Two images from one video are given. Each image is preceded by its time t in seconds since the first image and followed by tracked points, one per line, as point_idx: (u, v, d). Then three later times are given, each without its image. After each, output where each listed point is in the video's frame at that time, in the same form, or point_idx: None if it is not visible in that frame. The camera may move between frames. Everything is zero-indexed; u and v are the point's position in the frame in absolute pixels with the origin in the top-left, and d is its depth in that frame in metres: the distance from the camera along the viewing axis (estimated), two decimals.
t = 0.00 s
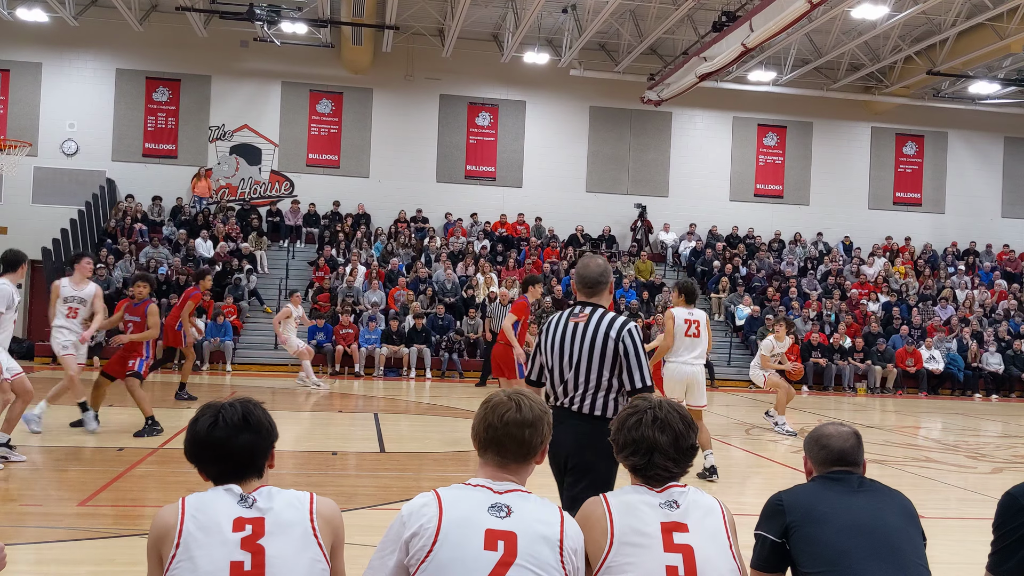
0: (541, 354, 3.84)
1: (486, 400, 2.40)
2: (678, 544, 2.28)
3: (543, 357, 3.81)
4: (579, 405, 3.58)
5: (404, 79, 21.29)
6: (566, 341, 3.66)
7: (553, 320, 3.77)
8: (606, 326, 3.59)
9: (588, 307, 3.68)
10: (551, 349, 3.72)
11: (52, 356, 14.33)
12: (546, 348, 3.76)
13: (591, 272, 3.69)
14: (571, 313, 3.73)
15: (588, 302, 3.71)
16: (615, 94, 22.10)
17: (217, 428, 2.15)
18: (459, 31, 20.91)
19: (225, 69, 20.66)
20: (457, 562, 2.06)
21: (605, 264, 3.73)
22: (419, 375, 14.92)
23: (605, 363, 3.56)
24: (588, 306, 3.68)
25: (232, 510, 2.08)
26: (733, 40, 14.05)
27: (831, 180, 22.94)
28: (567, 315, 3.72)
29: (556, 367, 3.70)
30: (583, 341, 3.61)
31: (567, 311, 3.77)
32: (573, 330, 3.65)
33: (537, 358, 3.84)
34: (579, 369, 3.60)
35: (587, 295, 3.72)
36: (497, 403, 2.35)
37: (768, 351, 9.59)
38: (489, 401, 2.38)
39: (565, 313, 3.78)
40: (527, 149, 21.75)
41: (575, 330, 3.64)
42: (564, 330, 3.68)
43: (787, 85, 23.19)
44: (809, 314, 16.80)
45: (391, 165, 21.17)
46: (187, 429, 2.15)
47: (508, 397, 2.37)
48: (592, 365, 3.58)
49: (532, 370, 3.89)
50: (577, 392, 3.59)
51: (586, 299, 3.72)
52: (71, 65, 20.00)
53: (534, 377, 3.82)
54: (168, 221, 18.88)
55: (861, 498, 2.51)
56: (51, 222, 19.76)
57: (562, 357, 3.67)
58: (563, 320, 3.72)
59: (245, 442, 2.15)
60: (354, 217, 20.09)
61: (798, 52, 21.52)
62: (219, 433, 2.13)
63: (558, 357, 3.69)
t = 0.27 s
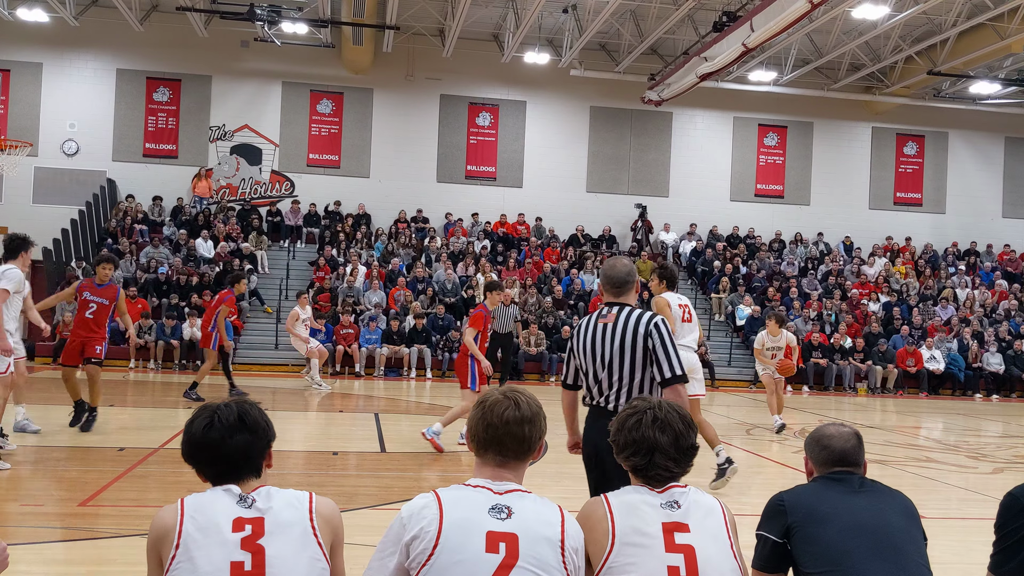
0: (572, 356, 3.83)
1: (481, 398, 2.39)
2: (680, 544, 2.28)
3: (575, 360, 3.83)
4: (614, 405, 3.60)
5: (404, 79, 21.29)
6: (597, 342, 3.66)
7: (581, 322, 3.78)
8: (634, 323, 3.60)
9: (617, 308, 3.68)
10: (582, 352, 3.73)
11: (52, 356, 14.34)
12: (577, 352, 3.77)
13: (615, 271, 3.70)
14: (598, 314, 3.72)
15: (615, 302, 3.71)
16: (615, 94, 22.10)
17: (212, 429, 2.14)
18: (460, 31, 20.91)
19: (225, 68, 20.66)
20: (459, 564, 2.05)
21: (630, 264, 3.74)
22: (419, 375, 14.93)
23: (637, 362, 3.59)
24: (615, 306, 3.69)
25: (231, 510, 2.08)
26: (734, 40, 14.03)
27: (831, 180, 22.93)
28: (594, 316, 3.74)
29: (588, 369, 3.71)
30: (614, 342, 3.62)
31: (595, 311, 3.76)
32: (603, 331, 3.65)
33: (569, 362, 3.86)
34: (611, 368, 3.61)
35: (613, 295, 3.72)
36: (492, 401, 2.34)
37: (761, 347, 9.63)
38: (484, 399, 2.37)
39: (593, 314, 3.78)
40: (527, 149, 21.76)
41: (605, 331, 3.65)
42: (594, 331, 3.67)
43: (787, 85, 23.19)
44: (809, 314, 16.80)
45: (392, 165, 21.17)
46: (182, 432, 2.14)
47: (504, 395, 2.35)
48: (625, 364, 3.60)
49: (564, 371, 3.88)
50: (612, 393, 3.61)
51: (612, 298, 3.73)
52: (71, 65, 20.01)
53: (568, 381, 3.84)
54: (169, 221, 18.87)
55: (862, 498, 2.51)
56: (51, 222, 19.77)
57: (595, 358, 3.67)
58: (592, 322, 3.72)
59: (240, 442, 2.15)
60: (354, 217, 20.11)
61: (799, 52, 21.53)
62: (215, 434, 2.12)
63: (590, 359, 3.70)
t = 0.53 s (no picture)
0: (603, 354, 3.85)
1: (479, 398, 2.38)
2: (686, 544, 2.27)
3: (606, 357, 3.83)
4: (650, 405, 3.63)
5: (408, 79, 21.30)
6: (630, 342, 3.67)
7: (613, 320, 3.76)
8: (670, 323, 3.60)
9: (649, 307, 3.67)
10: (615, 351, 3.73)
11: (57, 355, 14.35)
12: (610, 350, 3.77)
13: (650, 270, 3.66)
14: (631, 313, 3.71)
15: (647, 301, 3.70)
16: (619, 93, 22.08)
17: (222, 428, 2.14)
18: (464, 31, 20.92)
19: (229, 68, 20.68)
20: (466, 564, 2.05)
21: (661, 262, 3.70)
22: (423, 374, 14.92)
23: (673, 362, 3.60)
24: (649, 305, 3.67)
25: (240, 510, 2.08)
26: (738, 39, 14.01)
27: (835, 178, 22.90)
28: (628, 314, 3.72)
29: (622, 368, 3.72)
30: (648, 342, 3.62)
31: (626, 310, 3.75)
32: (637, 331, 3.65)
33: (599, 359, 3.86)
34: (647, 369, 3.62)
35: (646, 293, 3.70)
36: (492, 400, 2.33)
37: (753, 338, 10.03)
38: (482, 398, 2.36)
39: (624, 313, 3.77)
40: (531, 148, 21.76)
41: (639, 331, 3.65)
42: (628, 331, 3.68)
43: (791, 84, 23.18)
44: (813, 313, 16.78)
45: (396, 165, 21.18)
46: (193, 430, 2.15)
47: (502, 393, 2.35)
48: (661, 365, 3.61)
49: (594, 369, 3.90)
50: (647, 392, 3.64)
51: (645, 297, 3.70)
52: (75, 65, 20.04)
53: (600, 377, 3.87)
54: (173, 221, 18.90)
55: (868, 497, 2.50)
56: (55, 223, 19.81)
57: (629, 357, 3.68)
58: (624, 322, 3.71)
59: (248, 442, 2.14)
60: (357, 217, 20.11)
61: (803, 51, 21.51)
62: (223, 433, 2.12)
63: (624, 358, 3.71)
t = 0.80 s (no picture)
0: (649, 351, 3.74)
1: (488, 397, 2.39)
2: (699, 541, 2.27)
3: (650, 354, 3.75)
4: (707, 402, 3.58)
5: (418, 78, 21.31)
6: (686, 339, 3.61)
7: (661, 316, 3.69)
8: (728, 321, 3.61)
9: (704, 304, 3.64)
10: (665, 348, 3.66)
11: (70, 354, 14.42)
12: (657, 346, 3.69)
13: (700, 268, 3.64)
14: (684, 310, 3.64)
15: (698, 298, 3.67)
16: (629, 90, 22.05)
17: (245, 426, 2.18)
18: (473, 29, 20.91)
19: (239, 68, 20.74)
20: (481, 562, 2.05)
21: (712, 261, 3.70)
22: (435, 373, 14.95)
23: (729, 360, 3.60)
24: (700, 303, 3.64)
25: (262, 509, 2.10)
26: (749, 36, 13.96)
27: (846, 175, 22.82)
28: (677, 311, 3.66)
29: (670, 367, 3.65)
30: (706, 339, 3.59)
31: (676, 307, 3.67)
32: (695, 327, 3.59)
33: (643, 356, 3.76)
34: (700, 367, 3.59)
35: (694, 291, 3.67)
36: (501, 398, 2.34)
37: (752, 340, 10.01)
38: (492, 397, 2.37)
39: (671, 310, 3.70)
40: (540, 146, 21.75)
41: (697, 327, 3.60)
42: (684, 328, 3.61)
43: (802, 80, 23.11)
44: (825, 310, 16.73)
45: (405, 163, 21.21)
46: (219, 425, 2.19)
47: (512, 391, 2.36)
48: (719, 362, 3.58)
49: (633, 366, 3.78)
50: (704, 389, 3.58)
51: (693, 294, 3.67)
52: (87, 66, 20.13)
53: (638, 373, 3.77)
54: (184, 220, 18.97)
55: (880, 493, 2.50)
56: (65, 223, 19.89)
57: (683, 355, 3.61)
58: (678, 318, 3.64)
59: (271, 441, 2.17)
60: (367, 216, 20.12)
61: (813, 48, 21.45)
62: (246, 431, 2.15)
63: (674, 355, 3.65)
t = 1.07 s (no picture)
0: (682, 347, 3.55)
1: (490, 396, 2.39)
2: (699, 540, 2.27)
3: (682, 350, 3.56)
4: (738, 404, 3.52)
5: (418, 77, 21.30)
6: (723, 338, 3.53)
7: (698, 313, 3.57)
8: (762, 325, 3.61)
9: (738, 306, 3.61)
10: (702, 345, 3.52)
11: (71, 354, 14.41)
12: (693, 343, 3.53)
13: (737, 269, 3.61)
14: (720, 309, 3.58)
15: (731, 299, 3.63)
16: (631, 90, 22.04)
17: (258, 423, 2.19)
18: (474, 29, 20.90)
19: (241, 68, 20.74)
20: (483, 562, 2.05)
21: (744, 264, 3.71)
22: (435, 373, 14.95)
23: (760, 364, 3.59)
24: (734, 304, 3.60)
25: (271, 507, 2.10)
26: (750, 35, 13.93)
27: (847, 174, 22.81)
28: (713, 310, 3.58)
29: (705, 365, 3.51)
30: (743, 341, 3.54)
31: (711, 305, 3.59)
32: (733, 328, 3.54)
33: (675, 352, 3.55)
34: (734, 367, 3.51)
35: (726, 292, 3.63)
36: (503, 397, 2.34)
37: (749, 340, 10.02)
38: (494, 396, 2.38)
39: (707, 307, 3.60)
40: (541, 146, 21.74)
41: (734, 328, 3.55)
42: (723, 328, 3.53)
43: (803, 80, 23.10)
44: (826, 310, 16.72)
45: (406, 163, 21.21)
46: (237, 422, 2.21)
47: (511, 391, 2.36)
48: (752, 364, 3.55)
49: (663, 361, 3.54)
50: (737, 391, 3.52)
51: (726, 294, 3.63)
52: (88, 66, 20.14)
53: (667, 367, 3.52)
54: (185, 220, 18.96)
55: (879, 493, 2.50)
56: (66, 223, 19.90)
57: (719, 354, 3.51)
58: (716, 317, 3.55)
59: (288, 440, 2.18)
60: (368, 216, 20.10)
61: (814, 47, 21.44)
62: (266, 428, 2.16)
63: (709, 353, 3.52)
